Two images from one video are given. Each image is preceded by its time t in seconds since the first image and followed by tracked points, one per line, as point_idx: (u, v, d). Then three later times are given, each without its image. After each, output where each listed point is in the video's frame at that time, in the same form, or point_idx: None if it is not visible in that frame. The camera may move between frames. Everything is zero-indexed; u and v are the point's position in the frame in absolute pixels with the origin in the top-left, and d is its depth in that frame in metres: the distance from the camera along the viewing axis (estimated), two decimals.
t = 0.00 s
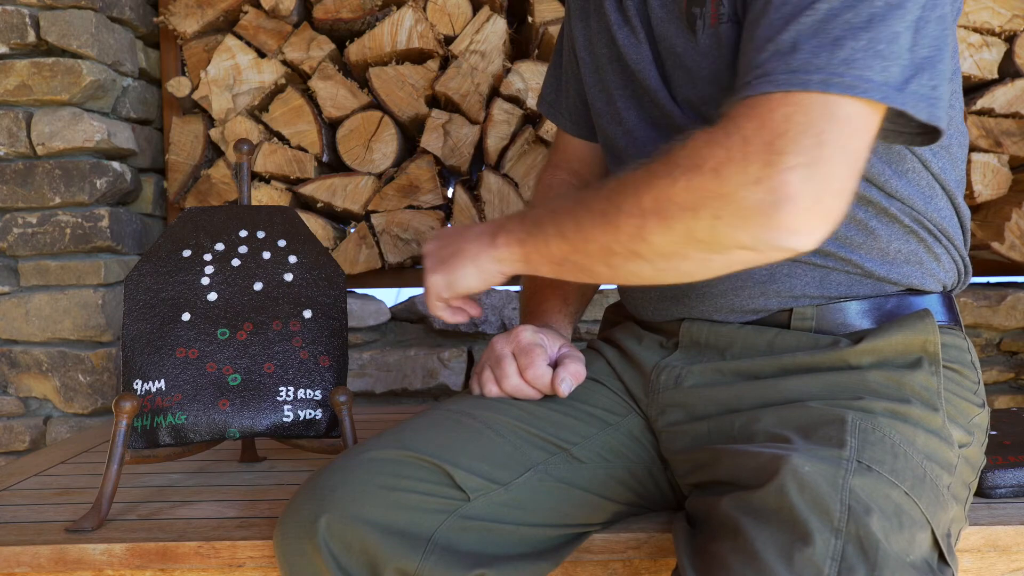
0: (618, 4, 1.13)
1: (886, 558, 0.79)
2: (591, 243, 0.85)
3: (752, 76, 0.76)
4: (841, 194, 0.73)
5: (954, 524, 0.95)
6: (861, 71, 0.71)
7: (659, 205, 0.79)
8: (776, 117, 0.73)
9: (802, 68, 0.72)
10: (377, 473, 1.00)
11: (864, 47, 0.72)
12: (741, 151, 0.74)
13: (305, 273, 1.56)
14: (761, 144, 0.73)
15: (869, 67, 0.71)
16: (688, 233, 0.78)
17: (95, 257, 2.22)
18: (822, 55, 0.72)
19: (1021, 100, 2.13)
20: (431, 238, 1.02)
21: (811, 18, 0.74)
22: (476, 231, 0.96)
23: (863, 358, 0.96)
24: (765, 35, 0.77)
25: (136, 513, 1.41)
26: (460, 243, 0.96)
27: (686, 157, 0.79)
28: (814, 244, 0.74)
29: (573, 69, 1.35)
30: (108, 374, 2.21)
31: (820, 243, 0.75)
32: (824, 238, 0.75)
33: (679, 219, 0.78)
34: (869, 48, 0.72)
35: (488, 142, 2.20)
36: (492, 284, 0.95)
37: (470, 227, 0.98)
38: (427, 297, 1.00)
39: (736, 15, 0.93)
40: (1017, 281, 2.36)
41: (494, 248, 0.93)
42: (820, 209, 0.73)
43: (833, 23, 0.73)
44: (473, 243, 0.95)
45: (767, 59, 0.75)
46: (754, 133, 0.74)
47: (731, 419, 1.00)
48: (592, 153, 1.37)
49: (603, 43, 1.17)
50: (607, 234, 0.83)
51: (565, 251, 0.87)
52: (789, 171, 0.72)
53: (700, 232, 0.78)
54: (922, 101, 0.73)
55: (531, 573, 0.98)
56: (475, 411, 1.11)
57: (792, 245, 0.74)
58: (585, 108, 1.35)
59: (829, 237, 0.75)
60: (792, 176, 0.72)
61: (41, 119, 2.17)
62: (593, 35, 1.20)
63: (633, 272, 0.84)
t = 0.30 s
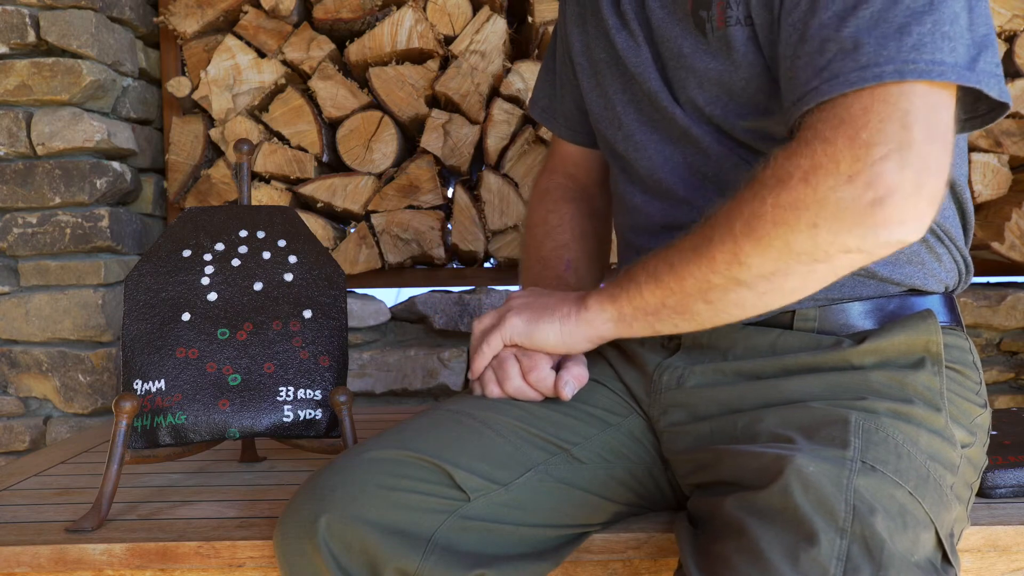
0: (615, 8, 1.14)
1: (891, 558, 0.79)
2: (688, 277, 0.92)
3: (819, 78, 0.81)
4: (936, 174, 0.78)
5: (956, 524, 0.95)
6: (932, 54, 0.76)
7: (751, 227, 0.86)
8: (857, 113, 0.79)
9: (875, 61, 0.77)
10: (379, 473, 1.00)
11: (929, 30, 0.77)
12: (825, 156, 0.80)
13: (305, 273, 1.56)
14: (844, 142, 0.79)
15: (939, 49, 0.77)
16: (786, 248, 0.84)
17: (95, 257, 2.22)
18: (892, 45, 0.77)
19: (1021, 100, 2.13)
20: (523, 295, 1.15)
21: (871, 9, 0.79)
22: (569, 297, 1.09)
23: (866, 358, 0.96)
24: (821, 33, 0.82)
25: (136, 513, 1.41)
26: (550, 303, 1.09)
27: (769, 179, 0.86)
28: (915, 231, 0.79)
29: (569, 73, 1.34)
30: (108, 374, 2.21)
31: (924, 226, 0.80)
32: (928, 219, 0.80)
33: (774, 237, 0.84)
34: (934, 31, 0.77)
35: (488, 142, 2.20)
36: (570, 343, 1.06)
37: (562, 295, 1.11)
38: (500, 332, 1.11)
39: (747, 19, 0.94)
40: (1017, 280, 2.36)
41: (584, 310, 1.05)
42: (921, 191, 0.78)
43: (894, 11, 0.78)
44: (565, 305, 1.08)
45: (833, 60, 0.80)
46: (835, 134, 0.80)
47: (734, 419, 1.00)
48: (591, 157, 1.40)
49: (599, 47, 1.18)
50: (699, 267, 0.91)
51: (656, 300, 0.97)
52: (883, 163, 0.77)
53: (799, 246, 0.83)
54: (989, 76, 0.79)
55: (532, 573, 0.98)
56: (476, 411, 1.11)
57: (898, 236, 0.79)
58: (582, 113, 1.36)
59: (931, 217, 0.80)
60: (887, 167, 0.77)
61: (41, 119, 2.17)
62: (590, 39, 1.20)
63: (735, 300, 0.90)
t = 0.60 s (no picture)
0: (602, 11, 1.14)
1: (889, 558, 0.79)
2: (691, 301, 0.93)
3: (817, 91, 0.82)
4: (927, 185, 0.80)
5: (956, 523, 0.95)
6: (930, 60, 0.77)
7: (751, 248, 0.87)
8: (849, 133, 0.81)
9: (872, 73, 0.77)
10: (378, 473, 1.00)
11: (925, 36, 0.77)
12: (820, 176, 0.82)
13: (305, 273, 1.56)
14: (839, 162, 0.81)
15: (937, 53, 0.77)
16: (789, 266, 0.85)
17: (95, 257, 2.22)
18: (888, 55, 0.77)
19: (1021, 100, 2.14)
20: (527, 298, 1.14)
21: (865, 19, 0.79)
22: (574, 315, 1.09)
23: (863, 358, 0.96)
24: (816, 44, 0.82)
25: (136, 513, 1.41)
26: (557, 318, 1.09)
27: (764, 203, 0.87)
28: (914, 238, 0.81)
29: (557, 78, 1.35)
30: (108, 374, 2.21)
31: (921, 236, 0.82)
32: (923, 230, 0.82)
33: (776, 257, 0.85)
34: (930, 36, 0.77)
35: (488, 142, 2.20)
36: (569, 362, 1.06)
37: (568, 311, 1.10)
38: (504, 336, 1.09)
39: (732, 22, 0.93)
40: (1017, 280, 2.37)
41: (588, 333, 1.05)
42: (917, 204, 0.80)
43: (888, 19, 0.78)
44: (569, 323, 1.07)
45: (828, 72, 0.80)
46: (829, 155, 0.82)
47: (733, 420, 1.00)
48: (584, 162, 1.40)
49: (587, 50, 1.18)
50: (702, 290, 0.92)
51: (658, 325, 0.97)
52: (877, 180, 0.79)
53: (802, 263, 0.85)
54: (987, 73, 0.80)
55: (531, 573, 0.98)
56: (476, 412, 1.11)
57: (895, 248, 0.81)
58: (573, 117, 1.36)
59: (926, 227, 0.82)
60: (882, 184, 0.79)
61: (41, 119, 2.17)
62: (578, 42, 1.20)
63: (739, 320, 0.91)
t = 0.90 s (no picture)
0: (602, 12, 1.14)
1: (886, 558, 0.79)
2: (689, 299, 0.93)
3: (814, 84, 0.81)
4: (919, 179, 0.80)
5: (954, 523, 0.95)
6: (927, 47, 0.76)
7: (748, 245, 0.87)
8: (842, 126, 0.81)
9: (869, 66, 0.77)
10: (377, 473, 1.00)
11: (920, 24, 0.77)
12: (815, 172, 0.82)
13: (305, 273, 1.56)
14: (833, 157, 0.81)
15: (934, 41, 0.76)
16: (786, 261, 0.85)
17: (95, 257, 2.22)
18: (884, 46, 0.77)
19: (1021, 100, 2.13)
20: (527, 299, 1.14)
21: (859, 12, 0.79)
22: (573, 316, 1.09)
23: (861, 358, 0.96)
24: (811, 39, 0.82)
25: (135, 513, 1.41)
26: (557, 319, 1.08)
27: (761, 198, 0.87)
28: (908, 229, 0.81)
29: (558, 80, 1.35)
30: (108, 374, 2.21)
31: (915, 227, 0.82)
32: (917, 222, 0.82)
33: (773, 253, 0.85)
34: (925, 24, 0.77)
35: (488, 142, 2.20)
36: (568, 363, 1.06)
37: (567, 312, 1.10)
38: (502, 337, 1.09)
39: (728, 18, 0.93)
40: (1017, 280, 2.36)
41: (586, 334, 1.04)
42: (910, 197, 0.80)
43: (883, 11, 0.78)
44: (568, 325, 1.07)
45: (824, 66, 0.80)
46: (824, 150, 0.82)
47: (732, 419, 1.00)
48: (584, 164, 1.40)
49: (586, 49, 1.18)
50: (699, 288, 0.91)
51: (657, 325, 0.97)
52: (871, 173, 0.79)
53: (799, 258, 0.85)
54: (983, 61, 0.79)
55: (530, 573, 0.98)
56: (475, 411, 1.11)
57: (890, 239, 0.81)
58: (574, 120, 1.36)
59: (919, 220, 0.82)
60: (876, 177, 0.79)
61: (41, 119, 2.17)
62: (578, 43, 1.20)
63: (737, 316, 0.91)
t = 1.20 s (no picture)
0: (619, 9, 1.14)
1: (891, 558, 0.79)
2: (701, 295, 0.93)
3: (842, 80, 0.81)
4: (931, 178, 0.81)
5: (957, 525, 0.95)
6: (957, 47, 0.76)
7: (762, 241, 0.87)
8: (859, 123, 0.81)
9: (899, 65, 0.78)
10: (378, 473, 1.00)
11: (949, 24, 0.77)
12: (831, 169, 0.83)
13: (305, 273, 1.56)
14: (850, 153, 0.81)
15: (963, 41, 0.77)
16: (800, 257, 0.85)
17: (95, 257, 2.22)
18: (913, 46, 0.77)
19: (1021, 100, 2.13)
20: (531, 298, 1.14)
21: (889, 11, 0.79)
22: (579, 315, 1.09)
23: (866, 358, 0.96)
24: (839, 34, 0.82)
25: (136, 513, 1.41)
26: (562, 318, 1.09)
27: (773, 197, 0.87)
28: (920, 228, 0.82)
29: (566, 76, 1.35)
30: (108, 374, 2.21)
31: (925, 226, 0.83)
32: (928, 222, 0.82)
33: (788, 249, 0.85)
34: (954, 24, 0.77)
35: (488, 142, 2.20)
36: (574, 361, 1.06)
37: (573, 311, 1.10)
38: (507, 336, 1.09)
39: (751, 10, 0.94)
40: (1017, 280, 2.36)
41: (593, 332, 1.05)
42: (922, 194, 0.81)
43: (913, 10, 0.78)
44: (574, 323, 1.07)
45: (853, 62, 0.80)
46: (841, 146, 0.82)
47: (735, 419, 1.00)
48: (592, 164, 1.40)
49: (600, 44, 1.18)
50: (712, 284, 0.91)
51: (666, 322, 0.97)
52: (885, 171, 0.80)
53: (813, 254, 0.85)
54: (1007, 63, 0.80)
55: (532, 573, 0.98)
56: (476, 411, 1.11)
57: (902, 235, 0.81)
58: (583, 118, 1.36)
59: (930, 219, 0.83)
60: (891, 175, 0.80)
61: (41, 119, 2.17)
62: (591, 40, 1.20)
63: (747, 312, 0.91)
